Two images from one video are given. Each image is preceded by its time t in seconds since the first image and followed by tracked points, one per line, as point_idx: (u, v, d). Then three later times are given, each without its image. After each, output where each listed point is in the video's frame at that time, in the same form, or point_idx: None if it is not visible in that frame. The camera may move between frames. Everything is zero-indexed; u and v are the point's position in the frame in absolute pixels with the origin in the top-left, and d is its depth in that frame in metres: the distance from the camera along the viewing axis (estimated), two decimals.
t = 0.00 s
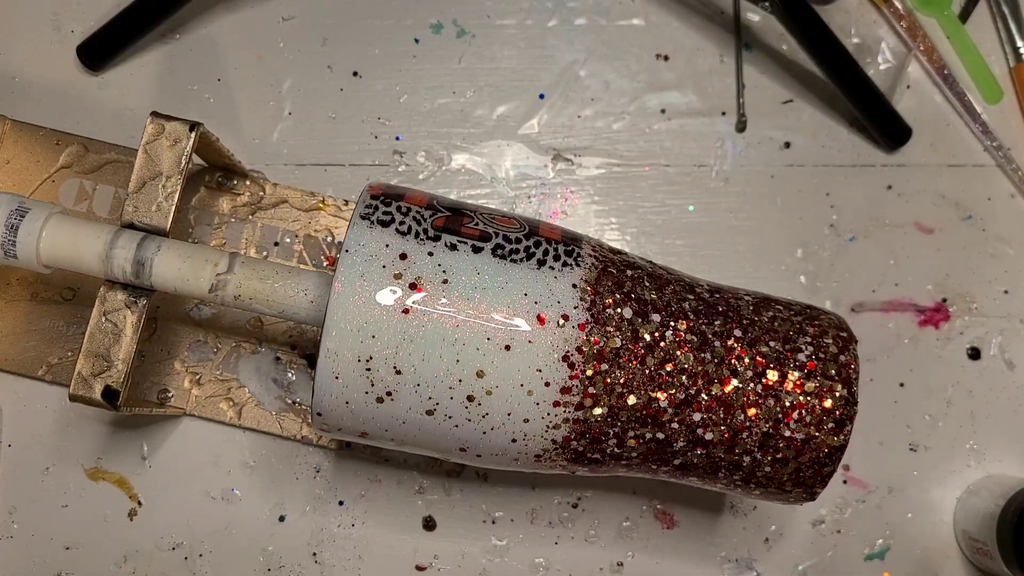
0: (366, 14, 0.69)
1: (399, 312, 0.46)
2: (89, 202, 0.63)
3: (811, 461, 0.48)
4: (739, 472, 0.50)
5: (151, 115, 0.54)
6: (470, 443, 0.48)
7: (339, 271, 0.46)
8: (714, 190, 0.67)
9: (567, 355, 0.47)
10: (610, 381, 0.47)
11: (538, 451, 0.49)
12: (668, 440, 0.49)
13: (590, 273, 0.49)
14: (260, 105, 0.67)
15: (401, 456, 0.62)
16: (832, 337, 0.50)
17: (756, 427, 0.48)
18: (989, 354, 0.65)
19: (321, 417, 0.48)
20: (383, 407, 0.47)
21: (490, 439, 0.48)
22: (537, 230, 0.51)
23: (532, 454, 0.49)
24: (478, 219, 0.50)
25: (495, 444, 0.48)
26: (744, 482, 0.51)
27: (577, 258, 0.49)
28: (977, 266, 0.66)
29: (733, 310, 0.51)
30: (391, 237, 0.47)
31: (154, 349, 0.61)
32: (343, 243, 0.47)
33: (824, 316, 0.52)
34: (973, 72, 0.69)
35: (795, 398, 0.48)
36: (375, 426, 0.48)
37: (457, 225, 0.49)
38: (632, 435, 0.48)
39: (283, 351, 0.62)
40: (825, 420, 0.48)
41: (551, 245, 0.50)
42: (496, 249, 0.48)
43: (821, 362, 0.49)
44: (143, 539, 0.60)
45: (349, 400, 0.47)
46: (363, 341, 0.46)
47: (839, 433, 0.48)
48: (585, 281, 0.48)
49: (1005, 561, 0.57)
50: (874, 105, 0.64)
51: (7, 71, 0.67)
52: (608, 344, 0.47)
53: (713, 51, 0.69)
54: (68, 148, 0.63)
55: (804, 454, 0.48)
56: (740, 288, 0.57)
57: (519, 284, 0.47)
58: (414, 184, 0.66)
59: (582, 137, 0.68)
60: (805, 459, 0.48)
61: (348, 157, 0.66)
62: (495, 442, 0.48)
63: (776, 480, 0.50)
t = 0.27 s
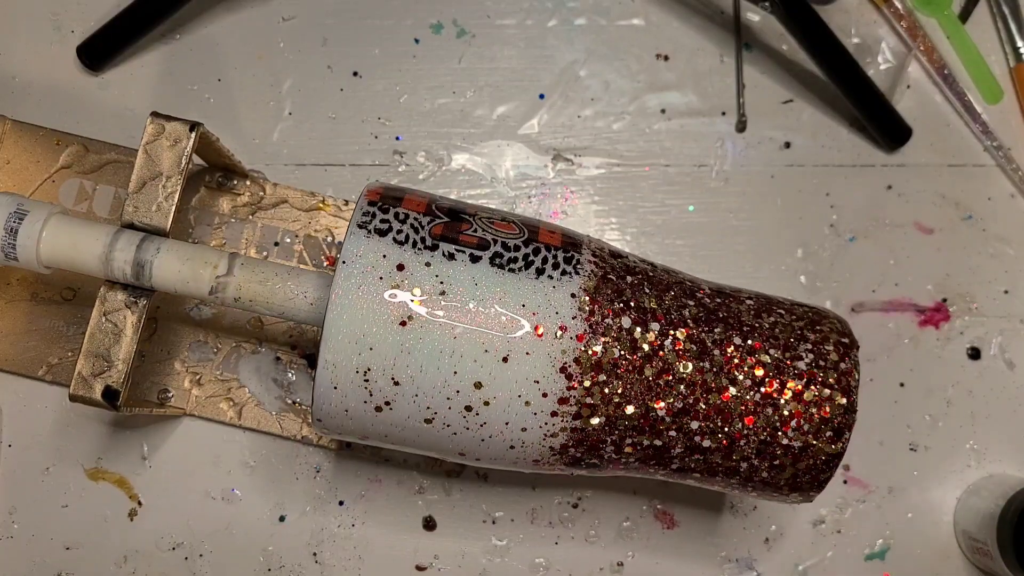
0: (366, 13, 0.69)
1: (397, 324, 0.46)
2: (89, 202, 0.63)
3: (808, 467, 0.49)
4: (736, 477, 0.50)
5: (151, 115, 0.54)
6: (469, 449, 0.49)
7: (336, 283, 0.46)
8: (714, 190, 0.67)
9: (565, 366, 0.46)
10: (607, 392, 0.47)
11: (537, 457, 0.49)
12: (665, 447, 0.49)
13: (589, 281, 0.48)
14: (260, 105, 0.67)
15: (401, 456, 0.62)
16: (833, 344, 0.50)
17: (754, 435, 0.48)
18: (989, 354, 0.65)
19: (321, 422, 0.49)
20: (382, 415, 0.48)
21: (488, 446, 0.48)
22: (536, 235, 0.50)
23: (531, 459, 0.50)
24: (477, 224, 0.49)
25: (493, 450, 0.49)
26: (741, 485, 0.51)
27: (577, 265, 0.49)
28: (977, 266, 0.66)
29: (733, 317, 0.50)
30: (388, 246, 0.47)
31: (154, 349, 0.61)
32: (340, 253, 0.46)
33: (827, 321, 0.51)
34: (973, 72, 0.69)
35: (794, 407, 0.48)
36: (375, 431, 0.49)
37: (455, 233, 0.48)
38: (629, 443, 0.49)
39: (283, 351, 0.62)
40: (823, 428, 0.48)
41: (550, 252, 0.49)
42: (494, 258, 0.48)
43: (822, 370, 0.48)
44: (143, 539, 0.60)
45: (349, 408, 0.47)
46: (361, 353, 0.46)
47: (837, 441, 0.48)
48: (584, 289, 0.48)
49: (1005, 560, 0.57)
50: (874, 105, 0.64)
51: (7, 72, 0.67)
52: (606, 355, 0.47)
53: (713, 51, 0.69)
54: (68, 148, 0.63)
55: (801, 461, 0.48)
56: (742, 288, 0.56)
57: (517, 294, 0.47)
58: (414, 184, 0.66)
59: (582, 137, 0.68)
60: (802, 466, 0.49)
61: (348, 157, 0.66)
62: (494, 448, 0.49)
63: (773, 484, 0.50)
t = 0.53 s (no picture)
0: (366, 13, 0.69)
1: (394, 336, 0.46)
2: (89, 202, 0.63)
3: (804, 474, 0.49)
4: (733, 480, 0.51)
5: (151, 115, 0.54)
6: (468, 453, 0.50)
7: (334, 295, 0.46)
8: (714, 190, 0.67)
9: (562, 377, 0.46)
10: (605, 402, 0.47)
11: (535, 461, 0.50)
12: (663, 452, 0.49)
13: (587, 290, 0.48)
14: (260, 105, 0.67)
15: (401, 456, 0.62)
16: (833, 351, 0.49)
17: (751, 443, 0.48)
18: (989, 354, 0.65)
19: (322, 426, 0.50)
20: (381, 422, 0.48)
21: (487, 451, 0.49)
22: (535, 242, 0.49)
23: (529, 462, 0.50)
24: (475, 231, 0.49)
25: (492, 455, 0.49)
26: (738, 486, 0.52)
27: (576, 272, 0.48)
28: (977, 266, 0.66)
29: (733, 324, 0.49)
30: (384, 257, 0.46)
31: (154, 349, 0.61)
32: (337, 264, 0.46)
33: (829, 327, 0.51)
34: (973, 72, 0.69)
35: (792, 416, 0.48)
36: (375, 435, 0.50)
37: (452, 242, 0.48)
38: (626, 449, 0.49)
39: (283, 351, 0.62)
40: (820, 437, 0.48)
41: (549, 260, 0.48)
42: (492, 267, 0.47)
43: (821, 379, 0.48)
44: (142, 539, 0.60)
45: (348, 415, 0.48)
46: (359, 364, 0.46)
47: (834, 449, 0.48)
48: (582, 299, 0.48)
49: (1005, 560, 0.57)
50: (874, 105, 0.64)
51: (7, 72, 0.67)
52: (604, 365, 0.47)
53: (713, 51, 0.69)
54: (68, 148, 0.63)
55: (798, 468, 0.49)
56: (744, 289, 0.55)
57: (514, 305, 0.46)
58: (414, 184, 0.66)
59: (582, 137, 0.68)
60: (799, 472, 0.49)
61: (348, 157, 0.66)
62: (492, 454, 0.49)
63: (769, 488, 0.51)
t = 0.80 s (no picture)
0: (366, 13, 0.69)
1: (392, 348, 0.46)
2: (89, 202, 0.63)
3: (801, 479, 0.49)
4: (729, 483, 0.51)
5: (151, 115, 0.54)
6: (467, 457, 0.50)
7: (331, 309, 0.46)
8: (714, 190, 0.67)
9: (560, 388, 0.47)
10: (602, 411, 0.47)
11: (534, 465, 0.51)
12: (660, 458, 0.50)
13: (586, 299, 0.47)
14: (260, 105, 0.67)
15: (401, 456, 0.62)
16: (834, 359, 0.49)
17: (748, 450, 0.48)
18: (989, 354, 0.65)
19: (322, 430, 0.50)
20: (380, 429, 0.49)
21: (486, 456, 0.50)
22: (534, 248, 0.49)
23: (528, 466, 0.51)
24: (473, 238, 0.48)
25: (491, 459, 0.50)
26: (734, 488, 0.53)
27: (575, 281, 0.48)
28: (977, 266, 0.66)
29: (734, 332, 0.49)
30: (381, 269, 0.46)
31: (154, 349, 0.61)
32: (334, 276, 0.46)
33: (830, 333, 0.50)
34: (973, 72, 0.69)
35: (790, 424, 0.48)
36: (375, 440, 0.50)
37: (450, 251, 0.47)
38: (624, 455, 0.50)
39: (283, 351, 0.62)
40: (818, 445, 0.48)
41: (548, 268, 0.48)
42: (490, 277, 0.47)
43: (820, 388, 0.48)
44: (142, 539, 0.60)
45: (348, 422, 0.49)
46: (357, 376, 0.46)
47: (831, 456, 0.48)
48: (581, 309, 0.47)
49: (1005, 560, 0.57)
50: (874, 105, 0.64)
51: (7, 72, 0.67)
52: (601, 377, 0.47)
53: (713, 51, 0.69)
54: (68, 148, 0.63)
55: (794, 474, 0.49)
56: (746, 290, 0.55)
57: (513, 317, 0.46)
58: (414, 184, 0.66)
59: (582, 137, 0.68)
60: (795, 478, 0.49)
61: (348, 157, 0.66)
62: (491, 458, 0.50)
63: (766, 491, 0.51)
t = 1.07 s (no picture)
0: (366, 14, 0.69)
1: (389, 360, 0.46)
2: (89, 202, 0.63)
3: (798, 485, 0.50)
4: (727, 486, 0.52)
5: (151, 115, 0.54)
6: (466, 460, 0.51)
7: (328, 321, 0.46)
8: (714, 190, 0.67)
9: (557, 399, 0.47)
10: (600, 420, 0.48)
11: (532, 468, 0.51)
12: (657, 462, 0.50)
13: (584, 310, 0.47)
14: (260, 105, 0.67)
15: (401, 456, 0.62)
16: (834, 368, 0.48)
17: (745, 457, 0.49)
18: (989, 354, 0.65)
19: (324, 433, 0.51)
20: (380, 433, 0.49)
21: (485, 460, 0.50)
22: (532, 257, 0.48)
23: (526, 468, 0.51)
24: (471, 246, 0.48)
25: (490, 462, 0.51)
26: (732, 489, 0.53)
27: (573, 290, 0.47)
28: (977, 266, 0.66)
29: (733, 340, 0.49)
30: (378, 280, 0.46)
31: (154, 349, 0.61)
32: (331, 289, 0.46)
33: (831, 340, 0.50)
34: (973, 72, 0.69)
35: (787, 433, 0.48)
36: (375, 442, 0.51)
37: (448, 261, 0.47)
38: (622, 459, 0.50)
39: (283, 351, 0.62)
40: (815, 453, 0.48)
41: (546, 278, 0.48)
42: (487, 289, 0.47)
43: (819, 397, 0.48)
44: (142, 539, 0.60)
45: (348, 428, 0.49)
46: (355, 386, 0.47)
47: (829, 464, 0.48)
48: (579, 319, 0.47)
49: (1005, 560, 0.57)
50: (874, 106, 0.64)
51: (7, 72, 0.67)
52: (599, 387, 0.47)
53: (713, 51, 0.69)
54: (68, 148, 0.63)
55: (792, 480, 0.49)
56: (749, 292, 0.54)
57: (510, 330, 0.46)
58: (414, 184, 0.66)
59: (582, 137, 0.68)
60: (792, 483, 0.50)
61: (348, 157, 0.66)
62: (490, 461, 0.50)
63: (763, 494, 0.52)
